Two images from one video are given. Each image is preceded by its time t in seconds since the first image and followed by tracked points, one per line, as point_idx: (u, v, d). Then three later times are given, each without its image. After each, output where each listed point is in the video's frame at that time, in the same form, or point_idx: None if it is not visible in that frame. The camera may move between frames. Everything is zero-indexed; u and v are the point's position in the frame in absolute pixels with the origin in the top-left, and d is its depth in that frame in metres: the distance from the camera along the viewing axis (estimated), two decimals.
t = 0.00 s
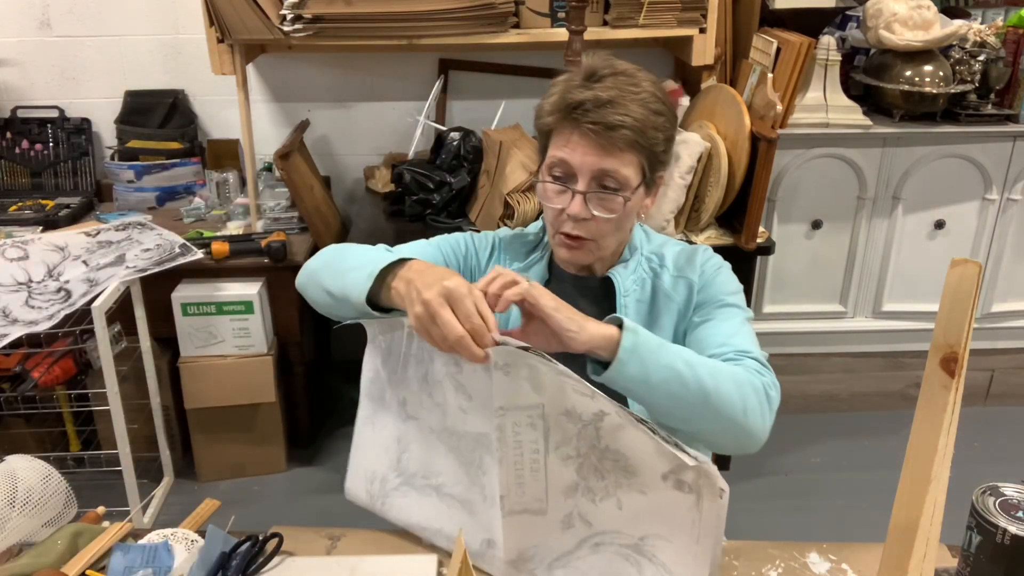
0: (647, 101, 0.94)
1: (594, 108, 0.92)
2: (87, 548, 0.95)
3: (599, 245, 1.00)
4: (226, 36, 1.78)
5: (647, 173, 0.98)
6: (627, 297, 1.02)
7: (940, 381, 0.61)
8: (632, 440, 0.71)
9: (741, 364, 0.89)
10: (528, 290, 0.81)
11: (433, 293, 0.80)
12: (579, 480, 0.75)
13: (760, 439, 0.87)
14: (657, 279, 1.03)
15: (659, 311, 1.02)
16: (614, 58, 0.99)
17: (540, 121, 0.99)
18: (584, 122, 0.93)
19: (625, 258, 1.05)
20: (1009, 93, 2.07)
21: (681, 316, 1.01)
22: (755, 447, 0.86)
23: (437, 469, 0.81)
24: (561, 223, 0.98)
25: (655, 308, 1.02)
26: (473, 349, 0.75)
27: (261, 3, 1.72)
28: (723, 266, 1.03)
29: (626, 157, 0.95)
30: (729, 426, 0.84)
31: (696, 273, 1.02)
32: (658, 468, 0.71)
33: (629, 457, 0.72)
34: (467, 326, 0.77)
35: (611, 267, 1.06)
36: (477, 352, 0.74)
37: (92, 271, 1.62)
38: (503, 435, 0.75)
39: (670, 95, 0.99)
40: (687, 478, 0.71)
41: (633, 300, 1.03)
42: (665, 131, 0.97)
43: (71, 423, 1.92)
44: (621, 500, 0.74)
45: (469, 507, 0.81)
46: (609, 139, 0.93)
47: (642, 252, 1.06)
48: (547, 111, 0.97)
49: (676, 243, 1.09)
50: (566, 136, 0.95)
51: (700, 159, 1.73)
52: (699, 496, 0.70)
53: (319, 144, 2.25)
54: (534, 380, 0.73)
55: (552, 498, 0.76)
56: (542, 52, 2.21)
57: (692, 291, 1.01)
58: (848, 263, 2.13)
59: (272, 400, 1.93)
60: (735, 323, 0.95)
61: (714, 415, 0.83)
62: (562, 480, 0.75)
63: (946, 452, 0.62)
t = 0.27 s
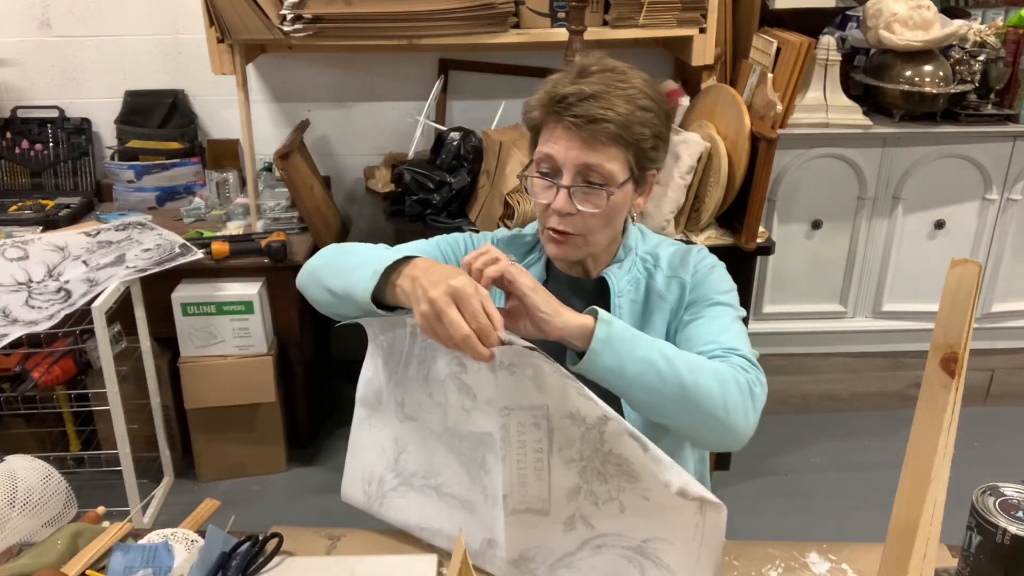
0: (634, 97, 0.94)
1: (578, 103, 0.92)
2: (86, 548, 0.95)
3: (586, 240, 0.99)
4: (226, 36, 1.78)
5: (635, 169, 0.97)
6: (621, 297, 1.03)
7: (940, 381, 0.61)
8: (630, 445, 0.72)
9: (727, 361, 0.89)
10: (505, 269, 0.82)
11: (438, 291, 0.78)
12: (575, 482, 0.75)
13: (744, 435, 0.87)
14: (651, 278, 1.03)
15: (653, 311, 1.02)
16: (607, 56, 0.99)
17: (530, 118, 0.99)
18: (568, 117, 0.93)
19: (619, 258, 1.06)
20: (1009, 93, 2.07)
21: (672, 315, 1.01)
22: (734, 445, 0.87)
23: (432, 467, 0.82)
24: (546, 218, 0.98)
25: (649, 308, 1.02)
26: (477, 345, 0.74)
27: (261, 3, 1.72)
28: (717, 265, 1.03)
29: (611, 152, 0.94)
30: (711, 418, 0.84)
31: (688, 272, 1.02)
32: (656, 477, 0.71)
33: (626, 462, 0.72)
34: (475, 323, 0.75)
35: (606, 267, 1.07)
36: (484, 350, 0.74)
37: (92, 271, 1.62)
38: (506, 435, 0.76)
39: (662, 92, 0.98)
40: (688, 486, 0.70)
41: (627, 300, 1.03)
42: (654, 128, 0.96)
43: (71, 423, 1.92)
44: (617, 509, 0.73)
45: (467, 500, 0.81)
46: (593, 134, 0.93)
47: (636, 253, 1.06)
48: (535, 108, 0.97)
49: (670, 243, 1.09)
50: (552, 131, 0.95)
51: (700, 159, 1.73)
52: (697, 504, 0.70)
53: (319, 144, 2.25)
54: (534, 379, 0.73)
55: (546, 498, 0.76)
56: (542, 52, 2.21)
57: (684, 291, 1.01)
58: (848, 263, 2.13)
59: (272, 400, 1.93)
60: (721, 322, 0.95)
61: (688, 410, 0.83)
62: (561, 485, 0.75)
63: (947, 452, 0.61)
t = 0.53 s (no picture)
0: (620, 93, 0.94)
1: (562, 100, 0.93)
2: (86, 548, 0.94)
3: (576, 237, 0.98)
4: (226, 36, 1.78)
5: (625, 163, 0.97)
6: (623, 300, 1.02)
7: (940, 381, 0.61)
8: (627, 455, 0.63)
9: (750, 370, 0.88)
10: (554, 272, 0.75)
11: (404, 299, 0.74)
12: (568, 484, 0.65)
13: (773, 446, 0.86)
14: (653, 282, 1.03)
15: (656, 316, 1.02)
16: (595, 54, 1.00)
17: (518, 119, 1.00)
18: (552, 113, 0.93)
19: (618, 260, 1.05)
20: (1009, 93, 2.07)
21: (678, 321, 1.01)
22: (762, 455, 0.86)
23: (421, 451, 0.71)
24: (536, 216, 0.97)
25: (653, 312, 1.02)
26: (446, 355, 0.68)
27: (261, 3, 1.72)
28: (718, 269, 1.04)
29: (597, 147, 0.94)
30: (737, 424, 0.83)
31: (693, 278, 1.02)
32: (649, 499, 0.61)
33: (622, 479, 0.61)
34: (439, 332, 0.70)
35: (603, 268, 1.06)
36: (451, 358, 0.67)
37: (92, 271, 1.63)
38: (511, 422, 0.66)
39: (652, 90, 0.98)
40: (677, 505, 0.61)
41: (629, 304, 1.03)
42: (642, 122, 0.96)
43: (71, 423, 1.92)
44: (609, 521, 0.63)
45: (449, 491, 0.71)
46: (579, 130, 0.92)
47: (635, 255, 1.05)
48: (522, 107, 0.98)
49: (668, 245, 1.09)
50: (537, 128, 0.95)
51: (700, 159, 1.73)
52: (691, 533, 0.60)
53: (319, 144, 2.25)
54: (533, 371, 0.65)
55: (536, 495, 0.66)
56: (542, 52, 2.21)
57: (689, 296, 1.01)
58: (848, 263, 2.13)
59: (272, 400, 1.93)
60: (739, 330, 0.94)
61: (718, 416, 0.82)
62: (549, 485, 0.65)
63: (947, 452, 0.61)
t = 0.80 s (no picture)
0: (618, 91, 0.94)
1: (559, 100, 0.93)
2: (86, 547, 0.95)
3: (582, 237, 0.97)
4: (226, 36, 1.77)
5: (625, 161, 0.97)
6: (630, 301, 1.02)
7: (940, 381, 0.61)
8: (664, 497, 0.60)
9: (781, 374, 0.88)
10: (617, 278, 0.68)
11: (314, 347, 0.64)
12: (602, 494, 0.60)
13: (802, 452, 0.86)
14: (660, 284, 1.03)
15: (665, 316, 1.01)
16: (592, 54, 1.00)
17: (517, 121, 1.00)
18: (551, 114, 0.93)
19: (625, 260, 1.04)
20: (1009, 93, 2.07)
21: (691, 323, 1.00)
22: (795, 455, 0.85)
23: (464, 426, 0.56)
24: (540, 218, 0.96)
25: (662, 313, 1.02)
26: (360, 404, 0.58)
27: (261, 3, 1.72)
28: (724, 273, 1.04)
29: (598, 146, 0.94)
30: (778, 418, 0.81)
31: (702, 279, 1.01)
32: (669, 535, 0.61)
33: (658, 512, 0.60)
34: (345, 384, 0.60)
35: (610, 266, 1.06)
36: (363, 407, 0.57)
37: (92, 271, 1.63)
38: (505, 432, 0.57)
39: (649, 86, 0.98)
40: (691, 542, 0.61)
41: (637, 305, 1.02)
42: (641, 119, 0.96)
43: (71, 423, 1.92)
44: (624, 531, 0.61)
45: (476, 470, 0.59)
46: (579, 130, 0.92)
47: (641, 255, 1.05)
48: (521, 110, 0.98)
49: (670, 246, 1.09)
50: (536, 131, 0.95)
51: (700, 159, 1.73)
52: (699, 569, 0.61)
53: (319, 144, 2.25)
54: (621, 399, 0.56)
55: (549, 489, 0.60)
56: (542, 52, 2.21)
57: (699, 298, 1.00)
58: (848, 264, 2.13)
59: (272, 400, 1.93)
60: (766, 333, 0.94)
61: (766, 410, 0.80)
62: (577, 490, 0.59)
63: (946, 452, 0.61)
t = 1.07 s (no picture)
0: (620, 98, 0.94)
1: (563, 109, 0.92)
2: (86, 547, 0.95)
3: (587, 244, 0.97)
4: (226, 36, 1.78)
5: (629, 168, 0.96)
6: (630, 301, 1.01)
7: (940, 381, 0.61)
8: (675, 513, 0.56)
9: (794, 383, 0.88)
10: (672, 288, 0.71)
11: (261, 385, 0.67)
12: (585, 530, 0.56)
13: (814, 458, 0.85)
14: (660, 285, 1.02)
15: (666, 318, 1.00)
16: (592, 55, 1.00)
17: (520, 129, 0.99)
18: (555, 123, 0.92)
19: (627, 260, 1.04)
20: (1009, 93, 2.07)
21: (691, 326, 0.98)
22: (814, 452, 0.83)
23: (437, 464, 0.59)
24: (546, 227, 0.95)
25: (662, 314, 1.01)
26: (300, 438, 0.59)
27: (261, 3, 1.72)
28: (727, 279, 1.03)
29: (603, 154, 0.93)
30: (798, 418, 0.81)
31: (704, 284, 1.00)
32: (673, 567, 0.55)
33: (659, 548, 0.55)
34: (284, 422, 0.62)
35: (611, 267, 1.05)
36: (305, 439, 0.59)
37: (92, 271, 1.63)
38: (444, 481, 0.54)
39: (649, 90, 0.98)
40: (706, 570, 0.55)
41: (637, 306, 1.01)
42: (644, 126, 0.96)
43: (71, 423, 1.92)
44: None
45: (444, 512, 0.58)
46: (585, 139, 0.92)
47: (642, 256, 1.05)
48: (524, 118, 0.97)
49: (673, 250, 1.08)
50: (541, 139, 0.94)
51: (700, 159, 1.73)
52: None
53: (319, 145, 2.25)
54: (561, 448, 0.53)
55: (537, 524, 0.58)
56: (542, 52, 2.21)
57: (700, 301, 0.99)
58: (848, 264, 2.13)
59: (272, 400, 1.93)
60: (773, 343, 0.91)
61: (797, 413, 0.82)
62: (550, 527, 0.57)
63: (946, 451, 0.62)
